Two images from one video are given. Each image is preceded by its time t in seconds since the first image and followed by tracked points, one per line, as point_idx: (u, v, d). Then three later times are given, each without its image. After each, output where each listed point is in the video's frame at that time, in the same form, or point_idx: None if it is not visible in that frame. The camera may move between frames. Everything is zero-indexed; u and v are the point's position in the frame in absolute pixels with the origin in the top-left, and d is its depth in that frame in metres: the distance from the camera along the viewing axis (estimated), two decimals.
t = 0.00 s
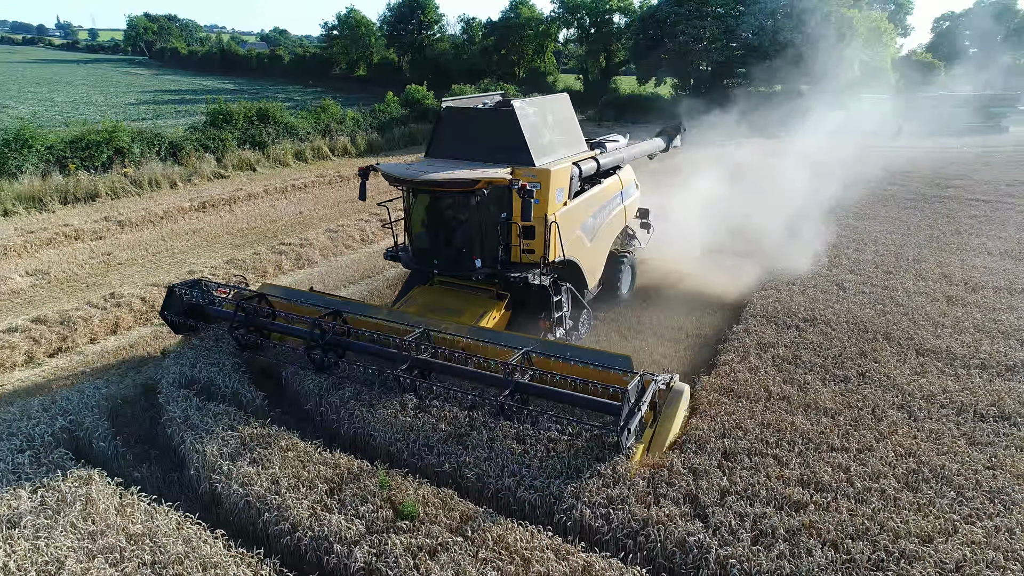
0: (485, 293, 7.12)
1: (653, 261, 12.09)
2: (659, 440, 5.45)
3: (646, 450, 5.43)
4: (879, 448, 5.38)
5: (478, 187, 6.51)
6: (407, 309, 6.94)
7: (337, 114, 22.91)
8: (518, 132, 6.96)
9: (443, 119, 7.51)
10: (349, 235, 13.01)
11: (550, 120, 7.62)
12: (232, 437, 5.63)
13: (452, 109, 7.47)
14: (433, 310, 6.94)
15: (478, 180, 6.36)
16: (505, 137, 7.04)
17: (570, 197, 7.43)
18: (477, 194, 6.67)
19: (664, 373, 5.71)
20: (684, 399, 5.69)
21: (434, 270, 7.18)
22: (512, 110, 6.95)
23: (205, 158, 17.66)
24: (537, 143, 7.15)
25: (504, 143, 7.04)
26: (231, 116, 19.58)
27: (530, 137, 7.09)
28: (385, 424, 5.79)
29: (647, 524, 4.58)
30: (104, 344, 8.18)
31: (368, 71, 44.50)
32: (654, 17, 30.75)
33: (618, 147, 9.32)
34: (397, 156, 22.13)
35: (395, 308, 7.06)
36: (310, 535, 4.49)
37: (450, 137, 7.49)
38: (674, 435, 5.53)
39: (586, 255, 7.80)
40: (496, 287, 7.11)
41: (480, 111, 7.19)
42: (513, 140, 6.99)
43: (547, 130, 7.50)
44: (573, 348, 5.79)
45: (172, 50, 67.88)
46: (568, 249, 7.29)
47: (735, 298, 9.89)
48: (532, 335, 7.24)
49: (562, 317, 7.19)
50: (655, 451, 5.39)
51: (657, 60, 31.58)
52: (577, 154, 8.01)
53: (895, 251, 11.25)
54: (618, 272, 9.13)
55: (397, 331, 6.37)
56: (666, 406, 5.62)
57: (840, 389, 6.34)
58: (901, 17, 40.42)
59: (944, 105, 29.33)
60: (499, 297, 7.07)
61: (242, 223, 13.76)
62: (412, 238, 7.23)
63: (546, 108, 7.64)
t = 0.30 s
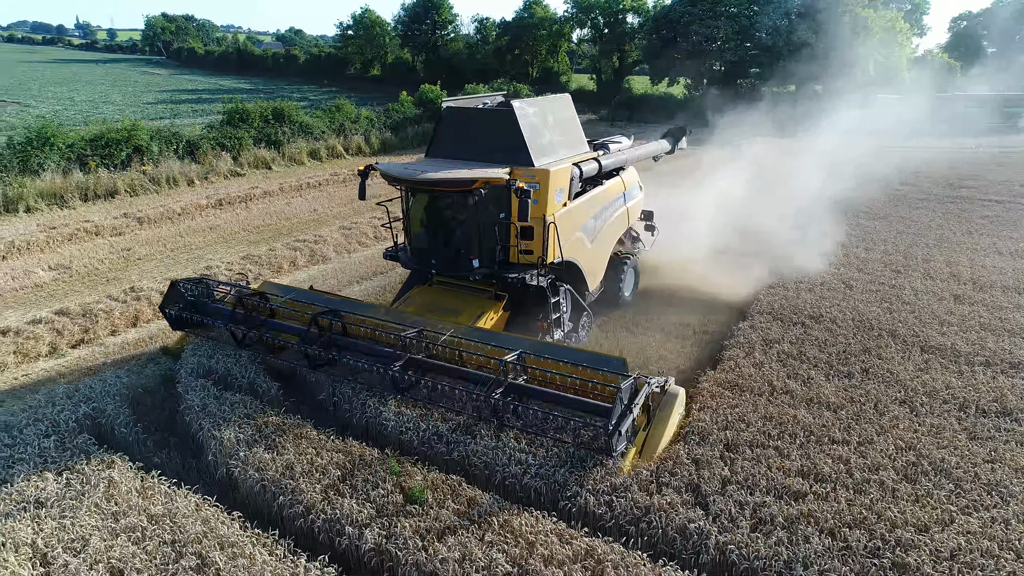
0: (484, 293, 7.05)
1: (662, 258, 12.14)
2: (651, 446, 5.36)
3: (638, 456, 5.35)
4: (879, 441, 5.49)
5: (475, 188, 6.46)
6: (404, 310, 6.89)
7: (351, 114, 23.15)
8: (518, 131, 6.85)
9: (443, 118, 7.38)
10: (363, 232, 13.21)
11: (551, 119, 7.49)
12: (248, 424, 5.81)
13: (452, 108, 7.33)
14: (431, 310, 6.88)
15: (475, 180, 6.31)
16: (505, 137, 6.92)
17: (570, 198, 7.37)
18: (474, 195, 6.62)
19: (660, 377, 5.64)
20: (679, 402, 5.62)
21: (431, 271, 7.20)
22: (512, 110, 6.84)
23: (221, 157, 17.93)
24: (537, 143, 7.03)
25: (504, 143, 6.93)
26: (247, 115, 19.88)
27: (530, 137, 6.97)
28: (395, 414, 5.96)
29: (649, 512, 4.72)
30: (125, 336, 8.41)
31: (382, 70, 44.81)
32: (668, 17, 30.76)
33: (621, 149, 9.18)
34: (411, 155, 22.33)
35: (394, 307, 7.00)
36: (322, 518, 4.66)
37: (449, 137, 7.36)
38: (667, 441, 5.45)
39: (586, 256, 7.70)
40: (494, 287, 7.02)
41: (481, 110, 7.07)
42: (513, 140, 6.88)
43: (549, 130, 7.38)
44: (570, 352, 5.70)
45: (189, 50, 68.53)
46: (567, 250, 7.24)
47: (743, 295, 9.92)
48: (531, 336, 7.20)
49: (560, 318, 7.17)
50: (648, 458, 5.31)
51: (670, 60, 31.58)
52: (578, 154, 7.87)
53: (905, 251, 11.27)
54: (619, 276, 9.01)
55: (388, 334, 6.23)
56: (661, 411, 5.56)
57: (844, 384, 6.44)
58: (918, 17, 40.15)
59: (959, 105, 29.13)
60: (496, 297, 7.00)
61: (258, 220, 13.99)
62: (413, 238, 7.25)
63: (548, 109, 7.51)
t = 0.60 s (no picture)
0: (481, 294, 7.00)
1: (672, 257, 12.18)
2: (643, 453, 5.28)
3: (630, 462, 5.29)
4: (881, 436, 5.57)
5: (473, 189, 6.43)
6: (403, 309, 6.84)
7: (366, 113, 23.36)
8: (518, 132, 6.81)
9: (443, 118, 7.36)
10: (376, 230, 13.40)
11: (552, 120, 7.43)
12: (263, 415, 5.99)
13: (452, 108, 7.31)
14: (429, 309, 6.83)
15: (472, 180, 6.24)
16: (504, 138, 6.90)
17: (570, 199, 7.34)
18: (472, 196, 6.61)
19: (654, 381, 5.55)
20: (674, 408, 5.51)
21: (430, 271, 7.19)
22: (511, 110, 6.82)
23: (238, 155, 18.19)
24: (537, 145, 6.99)
25: (503, 144, 6.90)
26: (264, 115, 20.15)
27: (530, 138, 6.93)
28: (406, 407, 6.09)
29: (651, 501, 4.83)
30: (144, 330, 8.64)
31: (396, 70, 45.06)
32: (682, 17, 30.71)
33: (623, 150, 9.13)
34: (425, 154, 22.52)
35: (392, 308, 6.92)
36: (335, 503, 4.82)
37: (449, 138, 7.32)
38: (660, 448, 5.37)
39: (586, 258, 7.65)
40: (492, 289, 6.99)
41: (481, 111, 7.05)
42: (512, 140, 6.85)
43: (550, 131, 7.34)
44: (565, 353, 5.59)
45: (206, 50, 69.15)
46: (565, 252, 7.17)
47: (752, 293, 9.95)
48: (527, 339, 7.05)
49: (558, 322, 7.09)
50: (640, 464, 5.24)
51: (684, 59, 31.56)
52: (580, 156, 7.78)
53: (915, 251, 11.28)
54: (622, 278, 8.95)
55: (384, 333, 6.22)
56: (654, 416, 5.46)
57: (847, 380, 6.52)
58: (935, 17, 39.84)
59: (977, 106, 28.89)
60: (494, 299, 6.97)
61: (273, 218, 14.22)
62: (410, 239, 7.24)
63: (549, 108, 7.47)
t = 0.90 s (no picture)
0: (479, 296, 6.96)
1: (682, 254, 12.23)
2: (635, 461, 5.20)
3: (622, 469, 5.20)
4: (884, 431, 5.64)
5: (470, 189, 6.43)
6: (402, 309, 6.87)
7: (381, 113, 23.55)
8: (517, 133, 6.75)
9: (444, 118, 7.31)
10: (390, 227, 13.57)
11: (552, 121, 7.34)
12: (278, 405, 6.14)
13: (453, 108, 7.26)
14: (428, 310, 6.85)
15: (469, 181, 6.24)
16: (504, 138, 6.84)
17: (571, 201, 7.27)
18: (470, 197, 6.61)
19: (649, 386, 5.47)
20: (668, 413, 5.43)
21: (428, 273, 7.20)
22: (511, 110, 6.75)
23: (255, 154, 18.44)
24: (536, 145, 6.90)
25: (503, 144, 6.84)
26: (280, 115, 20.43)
27: (529, 138, 6.86)
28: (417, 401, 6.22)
29: (655, 492, 4.93)
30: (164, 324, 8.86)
31: (411, 71, 45.20)
32: (697, 17, 30.62)
33: (626, 152, 8.94)
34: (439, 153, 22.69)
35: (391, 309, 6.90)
36: (347, 490, 4.97)
37: (450, 140, 7.26)
38: (654, 454, 5.29)
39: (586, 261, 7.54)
40: (492, 290, 6.96)
41: (481, 110, 7.00)
42: (512, 141, 6.79)
43: (551, 132, 7.26)
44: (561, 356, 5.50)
45: (224, 49, 69.72)
46: (564, 253, 7.09)
47: (761, 291, 10.00)
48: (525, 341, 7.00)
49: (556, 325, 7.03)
50: (632, 473, 5.15)
51: (699, 59, 31.51)
52: (580, 158, 7.65)
53: (927, 252, 11.28)
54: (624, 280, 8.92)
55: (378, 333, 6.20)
56: (648, 422, 5.38)
57: (854, 377, 6.59)
58: (955, 17, 39.46)
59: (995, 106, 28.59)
60: (493, 300, 6.93)
61: (289, 216, 14.42)
62: (411, 239, 7.27)
63: (550, 106, 7.37)
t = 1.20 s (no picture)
0: (478, 298, 6.82)
1: (693, 253, 12.27)
2: (629, 468, 5.16)
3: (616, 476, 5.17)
4: (889, 429, 5.69)
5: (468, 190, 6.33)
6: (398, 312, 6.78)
7: (397, 112, 23.75)
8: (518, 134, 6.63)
9: (443, 119, 7.19)
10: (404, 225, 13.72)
11: (554, 121, 7.21)
12: (293, 396, 6.26)
13: (452, 109, 7.14)
14: (424, 313, 6.76)
15: (467, 182, 6.16)
16: (504, 139, 6.72)
17: (572, 203, 7.06)
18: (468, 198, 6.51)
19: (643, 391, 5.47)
20: (665, 418, 5.44)
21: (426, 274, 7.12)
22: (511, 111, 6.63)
23: (273, 153, 18.69)
24: (536, 147, 6.78)
25: (503, 145, 6.72)
26: (298, 114, 20.70)
27: (530, 140, 6.73)
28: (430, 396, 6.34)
29: (661, 485, 5.02)
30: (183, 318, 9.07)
31: (427, 70, 45.42)
32: (713, 18, 30.51)
33: (630, 154, 8.71)
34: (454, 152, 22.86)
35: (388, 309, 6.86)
36: (359, 479, 5.11)
37: (449, 140, 7.15)
38: (648, 460, 5.25)
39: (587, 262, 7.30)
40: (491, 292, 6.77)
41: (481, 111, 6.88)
42: (512, 142, 6.66)
43: (552, 133, 7.13)
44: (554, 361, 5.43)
45: (243, 49, 70.38)
46: (563, 256, 6.87)
47: (772, 289, 10.00)
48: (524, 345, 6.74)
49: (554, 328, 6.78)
50: (625, 480, 5.11)
51: (715, 59, 31.42)
52: (583, 159, 7.50)
53: (941, 253, 11.25)
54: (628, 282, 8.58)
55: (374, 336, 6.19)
56: (643, 427, 5.37)
57: (861, 375, 6.64)
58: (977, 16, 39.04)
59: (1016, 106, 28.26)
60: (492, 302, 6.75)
61: (306, 213, 14.62)
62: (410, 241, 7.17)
63: (550, 107, 7.23)
